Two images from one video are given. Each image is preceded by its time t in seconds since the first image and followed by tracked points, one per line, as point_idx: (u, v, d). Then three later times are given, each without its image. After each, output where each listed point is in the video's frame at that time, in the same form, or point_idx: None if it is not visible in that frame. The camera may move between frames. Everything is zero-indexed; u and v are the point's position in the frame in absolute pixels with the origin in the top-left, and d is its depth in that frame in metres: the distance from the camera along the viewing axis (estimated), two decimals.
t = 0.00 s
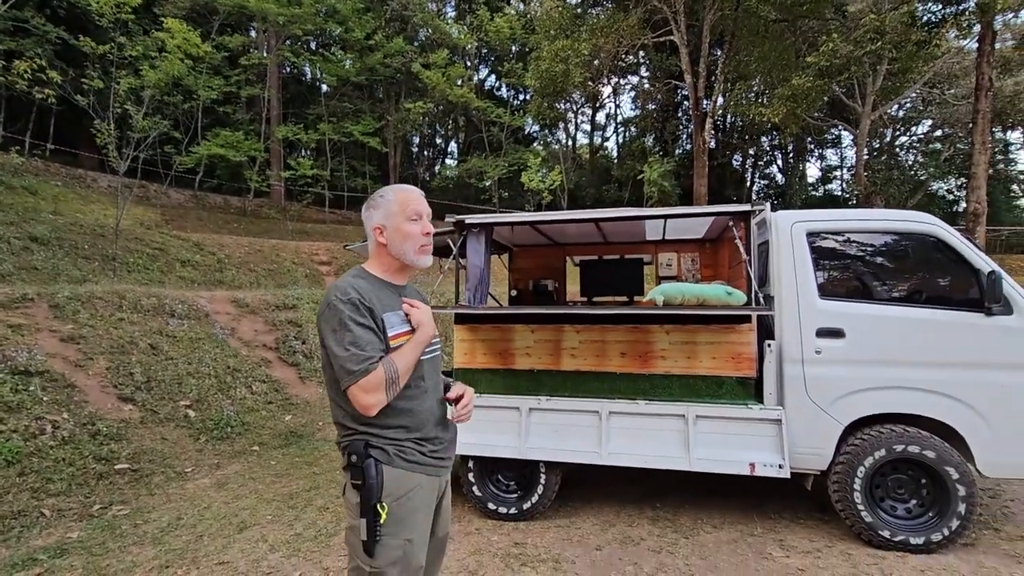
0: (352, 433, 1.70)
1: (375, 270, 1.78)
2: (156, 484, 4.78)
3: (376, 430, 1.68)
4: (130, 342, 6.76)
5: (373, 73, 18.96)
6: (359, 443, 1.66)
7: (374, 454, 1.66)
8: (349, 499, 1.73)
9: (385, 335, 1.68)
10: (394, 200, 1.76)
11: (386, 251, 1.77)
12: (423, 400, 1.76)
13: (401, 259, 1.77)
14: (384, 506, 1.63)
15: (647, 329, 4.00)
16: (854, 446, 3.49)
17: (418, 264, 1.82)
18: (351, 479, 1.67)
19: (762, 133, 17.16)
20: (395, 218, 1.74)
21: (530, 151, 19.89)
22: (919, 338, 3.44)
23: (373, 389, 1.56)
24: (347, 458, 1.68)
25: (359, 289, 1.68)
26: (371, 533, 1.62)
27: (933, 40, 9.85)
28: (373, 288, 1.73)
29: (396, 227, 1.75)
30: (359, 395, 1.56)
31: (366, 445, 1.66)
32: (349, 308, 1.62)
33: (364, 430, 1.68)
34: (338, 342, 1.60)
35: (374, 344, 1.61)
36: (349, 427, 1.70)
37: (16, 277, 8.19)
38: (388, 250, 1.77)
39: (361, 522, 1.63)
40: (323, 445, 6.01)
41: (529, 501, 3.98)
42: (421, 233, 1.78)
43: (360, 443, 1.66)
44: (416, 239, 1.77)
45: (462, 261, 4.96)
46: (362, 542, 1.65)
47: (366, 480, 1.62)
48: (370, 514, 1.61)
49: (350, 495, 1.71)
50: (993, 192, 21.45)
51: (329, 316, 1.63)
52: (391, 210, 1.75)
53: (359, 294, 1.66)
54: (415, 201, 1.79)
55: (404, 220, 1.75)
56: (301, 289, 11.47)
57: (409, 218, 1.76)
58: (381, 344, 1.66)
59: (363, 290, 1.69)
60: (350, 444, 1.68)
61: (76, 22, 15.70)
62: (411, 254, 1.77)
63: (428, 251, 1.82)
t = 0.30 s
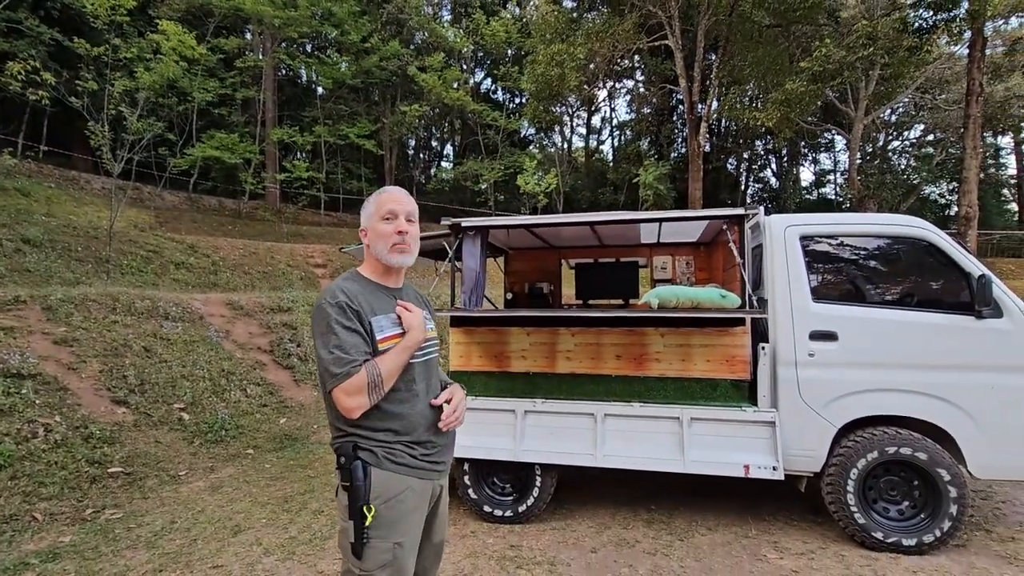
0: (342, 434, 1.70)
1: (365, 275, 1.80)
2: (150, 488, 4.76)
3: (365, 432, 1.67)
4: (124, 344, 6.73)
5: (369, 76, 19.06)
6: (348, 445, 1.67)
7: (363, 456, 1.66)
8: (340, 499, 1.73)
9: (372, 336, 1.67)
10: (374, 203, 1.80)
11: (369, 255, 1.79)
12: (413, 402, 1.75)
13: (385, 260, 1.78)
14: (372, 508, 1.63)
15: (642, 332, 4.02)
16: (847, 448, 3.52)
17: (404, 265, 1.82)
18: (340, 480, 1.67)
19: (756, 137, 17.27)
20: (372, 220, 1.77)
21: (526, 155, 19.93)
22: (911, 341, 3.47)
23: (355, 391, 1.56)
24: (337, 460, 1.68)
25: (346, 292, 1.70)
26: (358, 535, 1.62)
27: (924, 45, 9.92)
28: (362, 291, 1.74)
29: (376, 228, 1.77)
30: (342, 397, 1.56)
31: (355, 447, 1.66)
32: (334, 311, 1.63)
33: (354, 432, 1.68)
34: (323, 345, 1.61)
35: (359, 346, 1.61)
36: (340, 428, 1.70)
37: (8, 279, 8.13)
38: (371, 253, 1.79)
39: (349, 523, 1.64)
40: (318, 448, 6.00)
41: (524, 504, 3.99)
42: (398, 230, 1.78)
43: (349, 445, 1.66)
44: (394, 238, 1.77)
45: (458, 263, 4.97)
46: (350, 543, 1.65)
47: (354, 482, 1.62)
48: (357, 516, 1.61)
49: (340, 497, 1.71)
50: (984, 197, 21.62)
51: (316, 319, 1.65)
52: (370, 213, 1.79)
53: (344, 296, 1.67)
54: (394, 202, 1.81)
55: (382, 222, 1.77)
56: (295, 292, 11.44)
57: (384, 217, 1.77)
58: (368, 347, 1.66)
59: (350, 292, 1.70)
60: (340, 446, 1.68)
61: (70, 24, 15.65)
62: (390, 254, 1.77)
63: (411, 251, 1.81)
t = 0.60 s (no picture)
0: (337, 435, 1.68)
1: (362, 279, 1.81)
2: (146, 491, 4.73)
3: (360, 433, 1.65)
4: (120, 346, 6.71)
5: (368, 79, 19.12)
6: (342, 446, 1.64)
7: (356, 458, 1.64)
8: (334, 499, 1.71)
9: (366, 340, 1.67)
10: (373, 205, 1.81)
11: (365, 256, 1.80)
12: (410, 403, 1.73)
13: (381, 261, 1.78)
14: (363, 511, 1.61)
15: (641, 336, 4.04)
16: (844, 452, 3.53)
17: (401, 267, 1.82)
18: (333, 481, 1.66)
19: (753, 142, 17.37)
20: (370, 221, 1.79)
21: (524, 159, 20.00)
22: (908, 345, 3.49)
23: (342, 395, 1.55)
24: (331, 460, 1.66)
25: (342, 294, 1.70)
26: (350, 537, 1.60)
27: (919, 52, 9.97)
28: (359, 293, 1.74)
29: (373, 230, 1.78)
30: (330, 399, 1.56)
31: (348, 448, 1.64)
32: (327, 313, 1.63)
33: (348, 432, 1.66)
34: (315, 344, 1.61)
35: (349, 349, 1.60)
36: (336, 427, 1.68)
37: (3, 280, 8.10)
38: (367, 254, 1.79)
39: (340, 525, 1.62)
40: (315, 451, 5.98)
41: (523, 507, 3.99)
42: (394, 232, 1.78)
43: (343, 446, 1.64)
44: (389, 239, 1.77)
45: (457, 266, 4.98)
46: (342, 545, 1.63)
47: (346, 484, 1.60)
48: (349, 518, 1.60)
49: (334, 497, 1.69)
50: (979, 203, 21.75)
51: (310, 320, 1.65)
52: (368, 215, 1.81)
53: (340, 298, 1.67)
54: (393, 204, 1.82)
55: (379, 223, 1.78)
56: (293, 294, 11.43)
57: (382, 220, 1.78)
58: (360, 350, 1.65)
59: (347, 295, 1.70)
60: (334, 446, 1.66)
61: (69, 25, 15.64)
62: (384, 254, 1.77)
63: (409, 253, 1.80)
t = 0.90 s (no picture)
0: (342, 439, 1.70)
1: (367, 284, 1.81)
2: (145, 493, 4.73)
3: (364, 436, 1.66)
4: (120, 348, 6.72)
5: (369, 83, 19.18)
6: (347, 450, 1.66)
7: (361, 462, 1.64)
8: (338, 504, 1.72)
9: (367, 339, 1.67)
10: (379, 209, 1.80)
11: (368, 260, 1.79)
12: (414, 406, 1.74)
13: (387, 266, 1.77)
14: (367, 515, 1.61)
15: (641, 341, 4.05)
16: (842, 457, 3.55)
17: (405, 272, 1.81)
18: (337, 485, 1.66)
19: (752, 148, 17.45)
20: (377, 223, 1.77)
21: (524, 163, 20.07)
22: (906, 352, 3.51)
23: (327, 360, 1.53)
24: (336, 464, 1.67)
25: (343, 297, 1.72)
26: (354, 541, 1.61)
27: (918, 60, 10.01)
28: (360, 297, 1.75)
29: (378, 234, 1.77)
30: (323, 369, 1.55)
31: (353, 452, 1.65)
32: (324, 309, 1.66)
33: (353, 437, 1.67)
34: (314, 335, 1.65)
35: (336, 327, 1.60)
36: (341, 430, 1.70)
37: (4, 281, 8.12)
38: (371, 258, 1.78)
39: (345, 529, 1.62)
40: (315, 454, 5.99)
41: (522, 511, 3.99)
42: (400, 238, 1.77)
43: (348, 450, 1.65)
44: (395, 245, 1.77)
45: (457, 271, 5.00)
46: (346, 549, 1.64)
47: (351, 488, 1.60)
48: (353, 522, 1.60)
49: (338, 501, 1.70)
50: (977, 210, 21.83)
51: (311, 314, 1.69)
52: (375, 216, 1.79)
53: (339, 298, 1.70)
54: (399, 209, 1.81)
55: (386, 227, 1.76)
56: (292, 297, 11.45)
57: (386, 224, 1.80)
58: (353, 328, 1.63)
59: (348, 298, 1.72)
60: (339, 451, 1.67)
61: (71, 27, 15.69)
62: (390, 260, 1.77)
63: (413, 258, 1.80)
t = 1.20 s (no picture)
0: (345, 439, 1.68)
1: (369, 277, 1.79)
2: (147, 493, 4.74)
3: (369, 434, 1.65)
4: (123, 348, 6.73)
5: (372, 86, 19.22)
6: (352, 449, 1.64)
7: (366, 462, 1.63)
8: (341, 507, 1.71)
9: (370, 322, 1.67)
10: (392, 207, 1.78)
11: (374, 256, 1.76)
12: (419, 402, 1.74)
13: (393, 266, 1.76)
14: (373, 516, 1.60)
15: (644, 344, 4.05)
16: (846, 462, 3.54)
17: (407, 276, 1.79)
18: (341, 487, 1.65)
19: (755, 152, 17.48)
20: (387, 223, 1.75)
21: (527, 166, 20.10)
22: (910, 357, 3.50)
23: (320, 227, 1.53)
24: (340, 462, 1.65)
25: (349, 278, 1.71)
26: (359, 543, 1.59)
27: (922, 65, 9.96)
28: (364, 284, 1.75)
29: (387, 233, 1.75)
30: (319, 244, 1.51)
31: (358, 452, 1.64)
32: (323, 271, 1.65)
33: (357, 436, 1.65)
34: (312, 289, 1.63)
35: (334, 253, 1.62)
36: (345, 428, 1.68)
37: (8, 281, 8.15)
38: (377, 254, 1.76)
39: (350, 532, 1.61)
40: (317, 456, 5.99)
41: (524, 514, 3.99)
42: (410, 244, 1.76)
43: (353, 451, 1.63)
44: (404, 248, 1.75)
45: (460, 273, 4.99)
46: (351, 551, 1.63)
47: (356, 489, 1.59)
48: (359, 524, 1.59)
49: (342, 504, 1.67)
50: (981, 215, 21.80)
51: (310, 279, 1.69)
52: (387, 215, 1.77)
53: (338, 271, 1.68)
54: (412, 213, 1.79)
55: (395, 229, 1.75)
56: (295, 299, 11.46)
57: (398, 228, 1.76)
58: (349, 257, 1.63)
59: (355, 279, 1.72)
60: (343, 452, 1.65)
61: (77, 29, 15.78)
62: (395, 262, 1.75)
63: (415, 264, 1.79)
